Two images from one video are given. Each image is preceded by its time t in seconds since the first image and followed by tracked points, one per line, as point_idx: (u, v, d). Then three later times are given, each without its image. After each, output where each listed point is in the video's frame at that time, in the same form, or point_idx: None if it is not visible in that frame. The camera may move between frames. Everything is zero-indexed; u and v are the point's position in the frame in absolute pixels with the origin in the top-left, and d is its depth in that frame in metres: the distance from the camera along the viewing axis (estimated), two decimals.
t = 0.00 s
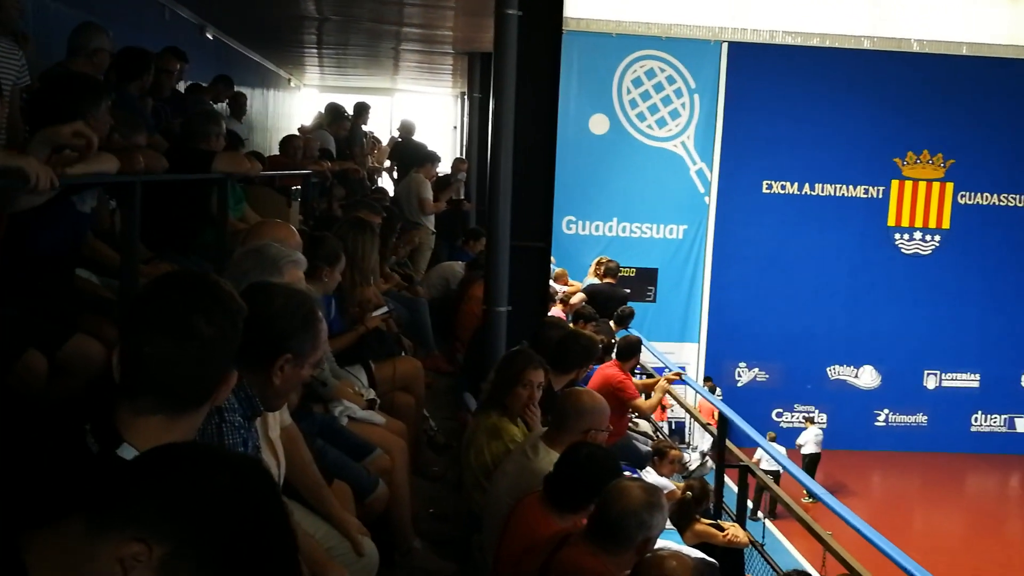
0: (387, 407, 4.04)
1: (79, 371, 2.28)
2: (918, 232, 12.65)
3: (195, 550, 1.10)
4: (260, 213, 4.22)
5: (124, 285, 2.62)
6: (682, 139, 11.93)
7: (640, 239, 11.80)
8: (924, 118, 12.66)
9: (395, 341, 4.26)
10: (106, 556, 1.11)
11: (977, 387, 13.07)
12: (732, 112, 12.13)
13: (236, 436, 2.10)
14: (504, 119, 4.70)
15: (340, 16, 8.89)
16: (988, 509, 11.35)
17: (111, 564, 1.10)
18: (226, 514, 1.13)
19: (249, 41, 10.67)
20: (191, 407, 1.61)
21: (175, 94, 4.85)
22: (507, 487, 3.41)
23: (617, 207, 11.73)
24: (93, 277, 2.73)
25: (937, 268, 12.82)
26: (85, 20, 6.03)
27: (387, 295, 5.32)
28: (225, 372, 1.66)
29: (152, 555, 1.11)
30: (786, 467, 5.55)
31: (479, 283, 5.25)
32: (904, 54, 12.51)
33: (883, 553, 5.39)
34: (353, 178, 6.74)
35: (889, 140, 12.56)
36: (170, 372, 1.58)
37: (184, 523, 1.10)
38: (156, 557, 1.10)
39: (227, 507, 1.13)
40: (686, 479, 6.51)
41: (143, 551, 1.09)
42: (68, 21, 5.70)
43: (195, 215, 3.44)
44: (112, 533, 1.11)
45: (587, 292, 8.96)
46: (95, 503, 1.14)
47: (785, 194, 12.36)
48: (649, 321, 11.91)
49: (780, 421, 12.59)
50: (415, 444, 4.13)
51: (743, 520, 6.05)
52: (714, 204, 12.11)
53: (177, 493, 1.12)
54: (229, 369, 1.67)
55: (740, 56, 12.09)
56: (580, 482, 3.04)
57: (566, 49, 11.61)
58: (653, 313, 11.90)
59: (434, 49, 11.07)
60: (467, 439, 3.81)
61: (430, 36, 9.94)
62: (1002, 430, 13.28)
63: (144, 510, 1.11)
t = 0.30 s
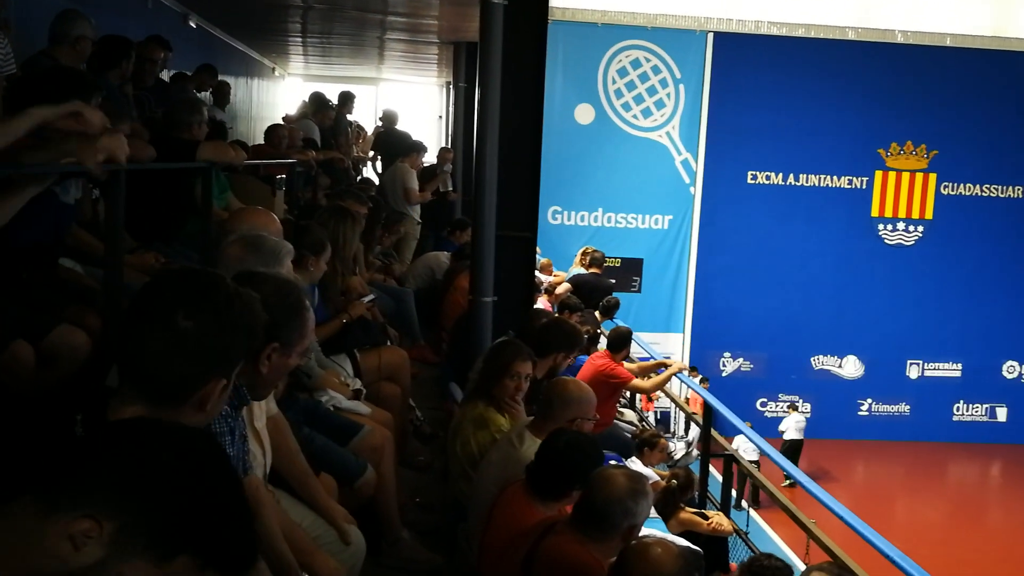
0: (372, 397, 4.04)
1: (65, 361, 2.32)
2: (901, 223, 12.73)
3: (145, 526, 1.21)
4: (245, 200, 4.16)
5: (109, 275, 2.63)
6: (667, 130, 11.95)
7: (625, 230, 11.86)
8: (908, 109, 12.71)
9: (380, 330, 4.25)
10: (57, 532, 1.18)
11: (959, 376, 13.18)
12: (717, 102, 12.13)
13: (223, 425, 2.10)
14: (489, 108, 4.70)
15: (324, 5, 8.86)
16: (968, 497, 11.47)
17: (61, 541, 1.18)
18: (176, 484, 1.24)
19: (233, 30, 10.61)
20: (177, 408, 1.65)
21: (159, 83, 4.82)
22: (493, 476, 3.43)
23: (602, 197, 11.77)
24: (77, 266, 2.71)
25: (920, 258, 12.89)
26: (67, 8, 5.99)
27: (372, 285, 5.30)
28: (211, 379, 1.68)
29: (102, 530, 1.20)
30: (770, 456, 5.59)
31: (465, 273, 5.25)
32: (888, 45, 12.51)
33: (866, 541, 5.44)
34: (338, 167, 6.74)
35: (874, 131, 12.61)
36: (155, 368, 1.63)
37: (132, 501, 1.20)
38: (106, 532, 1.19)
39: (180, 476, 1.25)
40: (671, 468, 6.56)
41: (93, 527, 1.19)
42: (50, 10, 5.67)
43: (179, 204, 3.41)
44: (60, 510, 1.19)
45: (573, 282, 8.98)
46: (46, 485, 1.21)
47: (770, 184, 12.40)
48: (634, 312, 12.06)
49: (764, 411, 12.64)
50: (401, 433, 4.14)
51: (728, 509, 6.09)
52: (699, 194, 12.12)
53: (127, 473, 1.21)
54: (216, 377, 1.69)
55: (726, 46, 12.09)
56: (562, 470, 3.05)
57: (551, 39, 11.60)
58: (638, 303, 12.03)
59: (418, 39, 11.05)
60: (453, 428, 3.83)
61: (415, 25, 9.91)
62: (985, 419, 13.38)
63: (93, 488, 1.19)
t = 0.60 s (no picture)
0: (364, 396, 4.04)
1: (56, 360, 2.34)
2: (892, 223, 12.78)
3: (106, 516, 1.25)
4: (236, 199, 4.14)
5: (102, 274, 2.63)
6: (659, 129, 11.98)
7: (617, 229, 11.89)
8: (899, 109, 12.75)
9: (372, 328, 4.24)
10: (16, 525, 1.19)
11: (949, 375, 13.23)
12: (709, 102, 12.16)
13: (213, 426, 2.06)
14: (482, 108, 4.70)
15: (317, 3, 8.87)
16: (957, 496, 11.53)
17: (22, 534, 1.19)
18: (136, 476, 1.29)
19: (225, 28, 10.57)
20: (178, 415, 1.69)
21: (151, 81, 4.80)
22: (486, 475, 3.43)
23: (595, 196, 11.79)
24: (69, 266, 2.69)
25: (911, 258, 12.94)
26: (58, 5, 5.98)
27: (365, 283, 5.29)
28: (211, 391, 1.72)
29: (63, 522, 1.23)
30: (760, 455, 5.61)
31: (457, 272, 5.25)
32: (879, 46, 12.53)
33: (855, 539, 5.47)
34: (331, 166, 6.74)
35: (865, 132, 12.66)
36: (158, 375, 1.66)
37: (97, 494, 1.24)
38: (68, 524, 1.22)
39: (142, 468, 1.30)
40: (662, 467, 6.58)
41: (55, 520, 1.21)
42: (41, 7, 5.66)
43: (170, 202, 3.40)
44: (21, 505, 1.20)
45: (565, 281, 9.00)
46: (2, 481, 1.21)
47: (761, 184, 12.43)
48: (625, 311, 12.06)
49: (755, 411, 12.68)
50: (393, 432, 4.15)
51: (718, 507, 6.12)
52: (691, 193, 12.16)
53: (85, 465, 1.24)
54: (216, 389, 1.73)
55: (718, 46, 12.11)
56: (555, 468, 3.06)
57: (544, 39, 11.60)
58: (630, 302, 12.04)
59: (410, 37, 11.05)
60: (445, 426, 3.84)
61: (407, 24, 9.94)
62: (974, 419, 13.44)
63: (57, 482, 1.22)
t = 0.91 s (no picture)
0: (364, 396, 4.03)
1: (57, 361, 2.37)
2: (891, 223, 12.80)
3: (95, 518, 1.28)
4: (237, 202, 4.13)
5: (101, 275, 2.64)
6: (658, 129, 12.00)
7: (617, 229, 11.91)
8: (898, 109, 12.76)
9: (372, 329, 4.24)
10: (6, 529, 1.22)
11: (949, 375, 13.23)
12: (708, 101, 12.17)
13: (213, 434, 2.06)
14: (481, 108, 4.70)
15: (316, 4, 8.93)
16: (957, 495, 11.55)
17: (13, 537, 1.22)
18: (129, 475, 1.32)
19: (225, 29, 10.58)
20: (206, 440, 1.82)
21: (151, 82, 4.82)
22: (485, 475, 3.45)
23: (594, 196, 11.81)
24: (70, 266, 2.69)
25: (910, 258, 12.95)
26: (57, 6, 5.99)
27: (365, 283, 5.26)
28: (241, 421, 1.84)
29: (52, 525, 1.25)
30: (760, 455, 5.63)
31: (456, 272, 5.26)
32: (877, 46, 12.53)
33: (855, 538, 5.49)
34: (330, 166, 6.75)
35: (863, 132, 12.67)
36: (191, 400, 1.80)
37: (85, 497, 1.27)
38: (56, 526, 1.24)
39: (134, 469, 1.33)
40: (662, 467, 6.59)
41: (43, 523, 1.24)
42: (41, 9, 5.68)
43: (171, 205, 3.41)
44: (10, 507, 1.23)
45: (564, 281, 9.03)
46: None
47: (761, 184, 12.43)
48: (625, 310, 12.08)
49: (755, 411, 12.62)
50: (393, 433, 4.14)
51: (717, 507, 6.14)
52: (690, 194, 12.16)
53: (76, 466, 1.27)
54: (247, 420, 1.84)
55: (717, 47, 12.12)
56: (555, 469, 3.08)
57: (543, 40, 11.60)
58: (630, 302, 12.04)
59: (410, 38, 11.09)
60: (445, 427, 3.85)
61: (406, 25, 9.98)
62: (974, 419, 13.45)
63: (48, 485, 1.25)
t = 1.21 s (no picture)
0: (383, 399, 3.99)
1: (83, 364, 2.40)
2: (914, 222, 12.70)
3: (118, 528, 1.50)
4: (259, 205, 4.15)
5: (120, 279, 2.71)
6: (678, 130, 11.95)
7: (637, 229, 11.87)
8: (920, 107, 12.67)
9: (392, 331, 4.25)
10: (36, 535, 1.46)
11: (974, 375, 13.12)
12: (729, 101, 12.13)
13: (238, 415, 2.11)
14: (500, 111, 4.72)
15: (336, 7, 9.05)
16: (982, 497, 11.45)
17: (41, 541, 1.46)
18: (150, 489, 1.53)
19: (246, 33, 10.67)
20: (242, 452, 1.84)
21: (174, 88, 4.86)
22: (505, 477, 3.47)
23: (614, 197, 11.80)
24: (96, 271, 2.65)
25: (934, 257, 12.85)
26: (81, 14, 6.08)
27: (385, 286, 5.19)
28: (277, 433, 1.85)
29: (78, 532, 1.48)
30: (781, 456, 5.62)
31: (476, 274, 5.28)
32: (899, 44, 12.46)
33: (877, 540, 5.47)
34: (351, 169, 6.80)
35: (885, 131, 12.59)
36: (229, 410, 1.81)
37: (107, 508, 1.49)
38: (83, 532, 1.48)
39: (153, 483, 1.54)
40: (684, 468, 6.59)
41: (70, 529, 1.47)
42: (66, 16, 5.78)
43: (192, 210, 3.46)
44: (39, 516, 1.46)
45: (584, 282, 9.03)
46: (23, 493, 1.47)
47: (782, 184, 12.39)
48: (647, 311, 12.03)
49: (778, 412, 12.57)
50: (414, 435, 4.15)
51: (739, 508, 6.13)
52: (711, 194, 12.10)
53: (100, 481, 1.49)
54: (282, 433, 1.86)
55: (738, 46, 12.07)
56: (574, 471, 3.08)
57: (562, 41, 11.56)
58: (652, 303, 11.98)
59: (429, 41, 11.16)
60: (466, 429, 3.87)
61: (426, 27, 10.03)
62: (999, 419, 13.32)
63: (67, 497, 1.47)
